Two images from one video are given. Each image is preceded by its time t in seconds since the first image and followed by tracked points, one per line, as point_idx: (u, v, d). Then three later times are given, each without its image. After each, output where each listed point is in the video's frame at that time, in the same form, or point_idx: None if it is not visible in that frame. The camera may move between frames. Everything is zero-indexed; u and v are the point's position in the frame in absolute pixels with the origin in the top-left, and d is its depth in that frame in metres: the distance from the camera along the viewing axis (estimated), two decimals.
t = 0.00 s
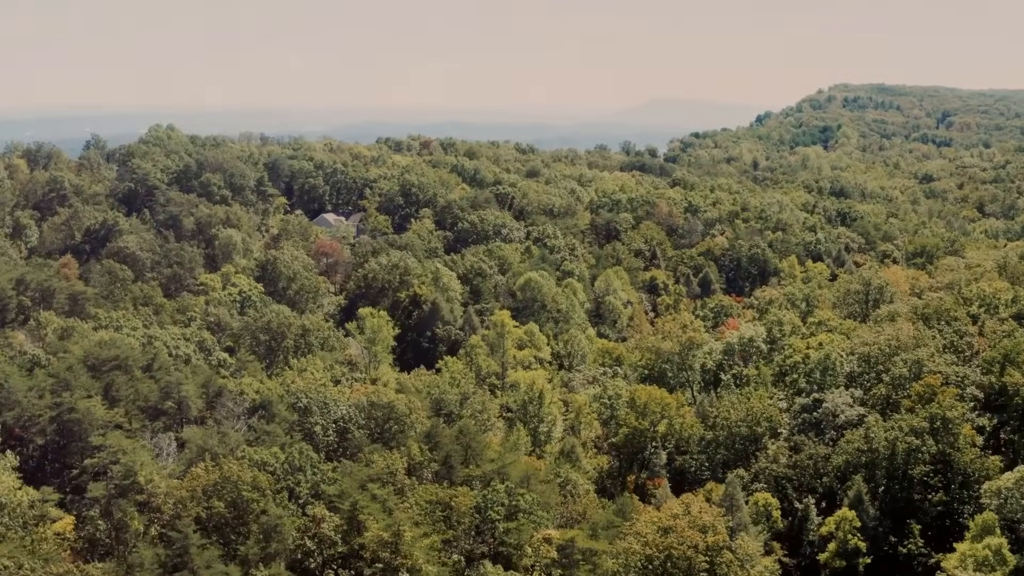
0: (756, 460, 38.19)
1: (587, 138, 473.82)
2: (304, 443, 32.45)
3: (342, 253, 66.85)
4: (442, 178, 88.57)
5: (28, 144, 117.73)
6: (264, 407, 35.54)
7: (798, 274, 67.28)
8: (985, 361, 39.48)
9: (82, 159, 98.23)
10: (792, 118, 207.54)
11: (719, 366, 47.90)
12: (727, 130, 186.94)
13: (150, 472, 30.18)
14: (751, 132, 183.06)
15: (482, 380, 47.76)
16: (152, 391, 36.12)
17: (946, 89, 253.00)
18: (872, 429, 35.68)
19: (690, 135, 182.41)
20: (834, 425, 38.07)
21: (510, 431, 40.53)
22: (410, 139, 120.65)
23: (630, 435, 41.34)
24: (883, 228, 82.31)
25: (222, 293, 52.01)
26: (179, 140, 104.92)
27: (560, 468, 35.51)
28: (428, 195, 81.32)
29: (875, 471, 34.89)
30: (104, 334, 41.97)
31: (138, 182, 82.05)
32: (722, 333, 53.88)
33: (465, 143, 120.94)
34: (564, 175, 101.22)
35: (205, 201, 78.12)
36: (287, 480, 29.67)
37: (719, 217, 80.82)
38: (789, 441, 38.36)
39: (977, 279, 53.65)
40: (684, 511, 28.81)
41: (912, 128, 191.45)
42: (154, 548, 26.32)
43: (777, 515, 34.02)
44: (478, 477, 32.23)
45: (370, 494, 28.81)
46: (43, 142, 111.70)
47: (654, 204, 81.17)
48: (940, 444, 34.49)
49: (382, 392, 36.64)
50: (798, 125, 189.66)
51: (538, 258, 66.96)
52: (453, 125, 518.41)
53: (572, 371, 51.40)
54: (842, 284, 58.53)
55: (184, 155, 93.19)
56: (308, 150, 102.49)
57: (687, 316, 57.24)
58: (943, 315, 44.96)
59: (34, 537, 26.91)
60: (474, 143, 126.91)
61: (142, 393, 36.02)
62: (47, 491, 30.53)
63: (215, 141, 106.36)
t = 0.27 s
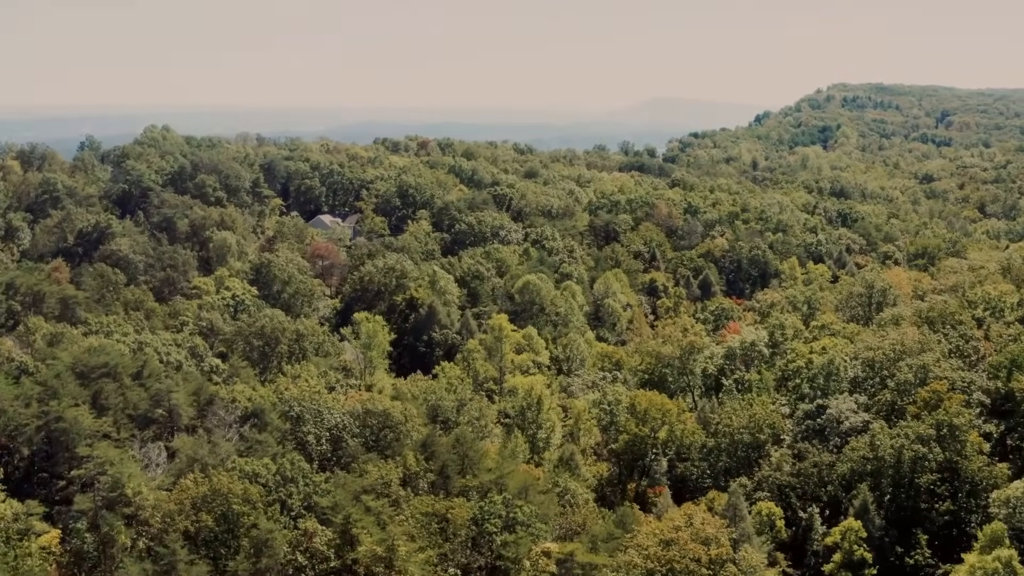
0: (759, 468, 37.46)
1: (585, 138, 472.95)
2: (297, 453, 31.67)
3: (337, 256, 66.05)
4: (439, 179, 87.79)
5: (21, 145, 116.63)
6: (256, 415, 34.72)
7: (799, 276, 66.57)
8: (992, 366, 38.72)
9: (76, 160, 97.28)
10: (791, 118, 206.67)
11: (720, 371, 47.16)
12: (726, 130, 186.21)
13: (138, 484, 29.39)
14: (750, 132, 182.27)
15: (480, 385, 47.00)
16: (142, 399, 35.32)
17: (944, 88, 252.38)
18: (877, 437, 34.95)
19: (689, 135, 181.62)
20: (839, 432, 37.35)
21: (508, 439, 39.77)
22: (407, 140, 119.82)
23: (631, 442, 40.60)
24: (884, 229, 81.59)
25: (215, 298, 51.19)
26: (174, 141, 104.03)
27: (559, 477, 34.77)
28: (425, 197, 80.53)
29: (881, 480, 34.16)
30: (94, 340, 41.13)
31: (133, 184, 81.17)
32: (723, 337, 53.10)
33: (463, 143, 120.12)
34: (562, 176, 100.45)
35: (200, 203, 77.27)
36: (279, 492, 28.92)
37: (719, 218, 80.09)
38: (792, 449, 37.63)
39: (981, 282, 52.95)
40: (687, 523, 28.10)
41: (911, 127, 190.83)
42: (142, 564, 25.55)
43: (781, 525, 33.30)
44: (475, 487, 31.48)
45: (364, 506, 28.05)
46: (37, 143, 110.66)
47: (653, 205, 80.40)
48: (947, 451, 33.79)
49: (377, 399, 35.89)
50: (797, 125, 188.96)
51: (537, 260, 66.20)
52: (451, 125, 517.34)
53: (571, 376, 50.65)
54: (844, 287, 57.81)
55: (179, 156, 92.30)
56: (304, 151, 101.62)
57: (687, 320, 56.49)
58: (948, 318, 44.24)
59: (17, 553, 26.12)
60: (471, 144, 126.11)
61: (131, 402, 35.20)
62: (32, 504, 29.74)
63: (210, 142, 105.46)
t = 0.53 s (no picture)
0: (762, 476, 36.71)
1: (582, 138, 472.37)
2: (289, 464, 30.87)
3: (333, 259, 65.24)
4: (436, 180, 87.00)
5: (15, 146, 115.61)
6: (247, 424, 33.87)
7: (800, 279, 65.85)
8: (998, 371, 37.96)
9: (70, 161, 96.33)
10: (789, 118, 206.16)
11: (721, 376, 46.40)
12: (724, 130, 185.56)
13: (124, 497, 28.56)
14: (748, 132, 181.61)
15: (477, 391, 46.22)
16: (130, 408, 34.47)
17: (943, 88, 251.95)
18: (883, 444, 34.20)
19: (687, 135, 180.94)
20: (843, 439, 36.61)
21: (506, 446, 39.00)
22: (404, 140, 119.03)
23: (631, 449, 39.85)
24: (885, 230, 80.92)
25: (208, 302, 50.33)
26: (169, 142, 103.15)
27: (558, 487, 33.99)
28: (422, 198, 79.72)
29: (886, 488, 33.41)
30: (83, 346, 40.28)
31: (126, 186, 80.28)
32: (724, 341, 52.35)
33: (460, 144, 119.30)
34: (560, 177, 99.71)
35: (194, 205, 76.42)
36: (270, 504, 28.12)
37: (719, 219, 79.36)
38: (795, 457, 36.88)
39: (985, 284, 52.25)
40: (689, 535, 27.35)
41: (910, 127, 190.29)
42: None
43: (784, 535, 32.55)
44: (472, 498, 30.69)
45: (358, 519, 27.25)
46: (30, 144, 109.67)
47: (652, 206, 79.65)
48: (954, 459, 33.04)
49: (372, 407, 35.10)
50: (795, 125, 188.37)
51: (534, 263, 65.43)
52: (448, 125, 516.50)
53: (570, 381, 49.88)
54: (846, 290, 57.09)
55: (174, 158, 91.41)
56: (300, 152, 100.79)
57: (687, 323, 55.73)
58: (953, 322, 43.49)
59: None
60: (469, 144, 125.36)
61: (119, 410, 34.33)
62: (16, 517, 28.89)
63: (205, 143, 104.57)
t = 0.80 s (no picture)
0: (766, 486, 35.88)
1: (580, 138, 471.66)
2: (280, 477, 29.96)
3: (328, 262, 64.29)
4: (433, 181, 86.08)
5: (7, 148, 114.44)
6: (237, 434, 32.92)
7: (801, 281, 65.06)
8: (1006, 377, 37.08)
9: (62, 163, 95.16)
10: (787, 117, 205.49)
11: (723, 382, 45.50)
12: (722, 130, 184.77)
13: (109, 512, 27.65)
14: (746, 132, 180.79)
15: (474, 398, 45.31)
16: (117, 418, 33.51)
17: (941, 87, 251.33)
18: (889, 454, 33.36)
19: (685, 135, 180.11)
20: (848, 447, 35.78)
21: (503, 455, 38.11)
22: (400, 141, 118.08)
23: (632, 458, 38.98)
24: (886, 231, 80.13)
25: (199, 308, 49.35)
26: (163, 143, 102.09)
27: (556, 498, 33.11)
28: (419, 200, 78.80)
29: (893, 499, 32.52)
30: (69, 354, 39.29)
31: (118, 188, 79.24)
32: (725, 346, 51.51)
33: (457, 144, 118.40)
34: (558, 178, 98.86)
35: (188, 207, 75.43)
36: (260, 519, 27.22)
37: (718, 220, 78.54)
38: (800, 466, 36.03)
39: (990, 287, 51.44)
40: (691, 550, 26.48)
41: (908, 127, 189.60)
42: None
43: (789, 547, 31.64)
44: (467, 512, 29.79)
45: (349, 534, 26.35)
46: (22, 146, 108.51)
47: (652, 207, 78.76)
48: (963, 469, 32.18)
49: (365, 417, 34.18)
50: (793, 125, 187.66)
51: (532, 266, 64.54)
52: (446, 125, 515.44)
53: (569, 387, 48.99)
54: (848, 293, 56.26)
55: (167, 159, 90.39)
56: (295, 153, 99.80)
57: (688, 328, 54.86)
58: (959, 327, 42.63)
59: None
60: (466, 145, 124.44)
61: (105, 421, 33.38)
62: None
63: (200, 144, 103.55)
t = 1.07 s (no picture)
0: (770, 495, 35.19)
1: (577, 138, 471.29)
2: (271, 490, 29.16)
3: (323, 264, 63.48)
4: (430, 183, 85.30)
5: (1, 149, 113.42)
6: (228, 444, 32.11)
7: (802, 284, 64.37)
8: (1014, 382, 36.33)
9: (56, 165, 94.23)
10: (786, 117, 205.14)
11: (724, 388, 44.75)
12: (721, 130, 184.12)
13: (94, 527, 26.79)
14: (745, 132, 180.15)
15: (471, 404, 44.52)
16: (105, 428, 32.65)
17: (939, 87, 250.85)
18: (895, 462, 32.62)
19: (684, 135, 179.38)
20: (853, 455, 35.04)
21: (501, 464, 37.32)
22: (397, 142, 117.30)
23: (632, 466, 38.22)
24: (887, 232, 79.47)
25: (192, 312, 48.48)
26: (158, 144, 101.18)
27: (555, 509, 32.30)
28: (415, 202, 78.00)
29: (900, 508, 31.70)
30: (57, 361, 38.39)
31: (112, 190, 78.31)
32: (726, 350, 50.75)
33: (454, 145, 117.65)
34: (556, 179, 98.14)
35: (182, 209, 74.56)
36: (250, 533, 26.40)
37: (718, 222, 77.83)
38: (804, 475, 35.29)
39: (994, 289, 50.73)
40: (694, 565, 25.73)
41: (907, 127, 189.06)
42: None
43: (794, 558, 30.77)
44: (464, 524, 29.01)
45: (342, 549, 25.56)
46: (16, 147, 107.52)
47: (651, 208, 78.00)
48: (971, 478, 31.43)
49: (360, 425, 33.41)
50: (792, 125, 187.09)
51: (530, 268, 63.79)
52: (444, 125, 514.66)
53: (567, 392, 48.21)
54: (851, 296, 55.54)
55: (162, 161, 89.48)
56: (291, 154, 98.94)
57: (688, 332, 54.12)
58: (965, 331, 41.90)
59: None
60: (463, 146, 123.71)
61: (93, 430, 32.50)
62: None
63: (195, 145, 102.65)
